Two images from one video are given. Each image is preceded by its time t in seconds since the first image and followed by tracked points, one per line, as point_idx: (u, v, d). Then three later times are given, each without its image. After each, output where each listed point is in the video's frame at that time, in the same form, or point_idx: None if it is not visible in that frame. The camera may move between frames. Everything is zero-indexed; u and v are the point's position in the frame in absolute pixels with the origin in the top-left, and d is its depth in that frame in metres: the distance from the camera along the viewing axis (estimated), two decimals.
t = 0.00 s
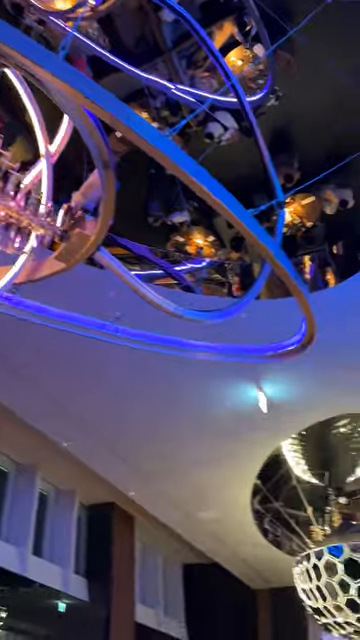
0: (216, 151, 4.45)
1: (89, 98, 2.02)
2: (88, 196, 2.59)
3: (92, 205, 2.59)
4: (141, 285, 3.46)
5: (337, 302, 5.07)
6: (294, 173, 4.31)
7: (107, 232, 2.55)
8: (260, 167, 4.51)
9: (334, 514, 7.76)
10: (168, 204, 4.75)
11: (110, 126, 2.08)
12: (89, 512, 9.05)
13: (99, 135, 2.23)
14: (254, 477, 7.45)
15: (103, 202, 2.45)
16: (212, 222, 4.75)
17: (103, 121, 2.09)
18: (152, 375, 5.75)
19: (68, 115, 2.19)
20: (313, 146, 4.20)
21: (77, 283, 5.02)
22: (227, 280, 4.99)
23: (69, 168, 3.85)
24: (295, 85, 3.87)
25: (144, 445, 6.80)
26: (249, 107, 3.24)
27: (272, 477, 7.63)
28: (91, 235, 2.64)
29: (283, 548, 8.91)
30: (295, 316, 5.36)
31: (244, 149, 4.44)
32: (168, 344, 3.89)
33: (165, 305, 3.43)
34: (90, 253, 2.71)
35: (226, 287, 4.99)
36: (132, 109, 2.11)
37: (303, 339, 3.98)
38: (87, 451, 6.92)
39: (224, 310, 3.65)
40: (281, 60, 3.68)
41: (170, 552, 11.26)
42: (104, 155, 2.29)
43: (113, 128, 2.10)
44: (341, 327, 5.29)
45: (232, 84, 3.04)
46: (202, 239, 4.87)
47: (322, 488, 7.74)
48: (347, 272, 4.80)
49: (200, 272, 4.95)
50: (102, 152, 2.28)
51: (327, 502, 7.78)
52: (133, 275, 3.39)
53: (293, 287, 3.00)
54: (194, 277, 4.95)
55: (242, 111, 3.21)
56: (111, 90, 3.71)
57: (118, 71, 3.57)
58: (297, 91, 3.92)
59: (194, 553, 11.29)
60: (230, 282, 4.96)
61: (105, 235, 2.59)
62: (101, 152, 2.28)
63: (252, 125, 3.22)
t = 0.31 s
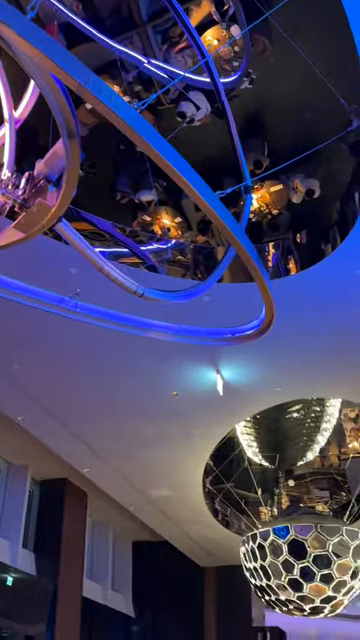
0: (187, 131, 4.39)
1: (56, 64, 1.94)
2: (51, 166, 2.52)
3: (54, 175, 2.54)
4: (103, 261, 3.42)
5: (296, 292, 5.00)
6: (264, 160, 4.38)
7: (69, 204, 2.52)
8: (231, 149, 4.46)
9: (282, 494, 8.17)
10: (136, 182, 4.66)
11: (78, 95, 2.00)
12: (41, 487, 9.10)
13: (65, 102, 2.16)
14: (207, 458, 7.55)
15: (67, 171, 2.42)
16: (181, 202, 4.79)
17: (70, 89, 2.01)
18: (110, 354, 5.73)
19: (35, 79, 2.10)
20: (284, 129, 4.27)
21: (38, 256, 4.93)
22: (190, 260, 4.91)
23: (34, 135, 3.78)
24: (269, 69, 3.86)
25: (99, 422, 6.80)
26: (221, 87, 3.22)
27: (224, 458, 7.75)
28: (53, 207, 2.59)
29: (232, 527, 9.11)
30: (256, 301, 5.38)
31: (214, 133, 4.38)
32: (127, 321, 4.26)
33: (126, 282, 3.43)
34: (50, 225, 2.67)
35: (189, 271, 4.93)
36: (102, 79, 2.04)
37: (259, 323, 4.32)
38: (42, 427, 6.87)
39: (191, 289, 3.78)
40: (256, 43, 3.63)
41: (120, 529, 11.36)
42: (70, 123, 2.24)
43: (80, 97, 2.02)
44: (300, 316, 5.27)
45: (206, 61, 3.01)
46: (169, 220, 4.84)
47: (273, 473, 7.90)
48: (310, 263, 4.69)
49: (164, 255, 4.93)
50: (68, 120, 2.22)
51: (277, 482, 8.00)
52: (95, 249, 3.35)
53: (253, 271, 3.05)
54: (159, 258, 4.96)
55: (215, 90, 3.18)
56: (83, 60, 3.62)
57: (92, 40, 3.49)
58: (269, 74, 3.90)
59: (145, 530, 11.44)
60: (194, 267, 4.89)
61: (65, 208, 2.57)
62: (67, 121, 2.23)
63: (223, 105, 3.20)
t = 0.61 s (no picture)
0: (162, 107, 4.34)
1: (28, 27, 1.86)
2: (20, 133, 2.48)
3: (24, 144, 2.48)
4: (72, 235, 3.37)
5: (265, 277, 4.98)
6: (240, 140, 4.45)
7: (39, 172, 2.47)
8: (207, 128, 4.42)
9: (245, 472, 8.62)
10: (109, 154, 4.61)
11: (51, 62, 1.94)
12: (5, 462, 9.03)
13: (35, 66, 2.09)
14: (172, 436, 7.61)
15: (36, 139, 2.35)
16: (155, 178, 4.75)
17: (40, 54, 1.94)
18: (77, 330, 5.68)
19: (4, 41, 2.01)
20: (260, 110, 4.32)
21: (5, 226, 4.82)
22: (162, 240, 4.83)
23: (5, 100, 3.68)
24: (248, 45, 3.90)
25: (65, 397, 6.77)
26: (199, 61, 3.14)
27: (190, 436, 7.83)
28: (21, 175, 2.54)
29: (195, 503, 9.26)
30: (226, 281, 5.40)
31: (191, 108, 4.31)
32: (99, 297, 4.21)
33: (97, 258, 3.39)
34: (17, 193, 2.62)
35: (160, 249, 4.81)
36: (76, 47, 1.99)
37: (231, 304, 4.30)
38: (7, 401, 6.80)
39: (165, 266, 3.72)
40: (236, 20, 3.69)
41: (84, 503, 11.44)
42: (40, 90, 2.17)
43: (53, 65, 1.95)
44: (268, 300, 5.27)
45: (184, 33, 2.95)
46: (142, 195, 4.80)
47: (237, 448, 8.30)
48: (280, 246, 4.68)
49: (137, 232, 4.83)
50: (37, 86, 2.15)
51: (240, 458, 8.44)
52: (63, 223, 3.29)
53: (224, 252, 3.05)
54: (131, 235, 4.82)
55: (193, 65, 3.12)
56: (58, 26, 3.54)
57: (68, 6, 3.41)
58: (247, 53, 3.96)
59: (109, 505, 11.56)
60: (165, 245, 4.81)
61: (35, 176, 2.53)
62: (36, 87, 2.16)
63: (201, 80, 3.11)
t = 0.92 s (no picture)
0: (145, 79, 4.28)
1: None
2: None
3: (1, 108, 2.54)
4: (50, 207, 3.34)
5: (243, 255, 4.98)
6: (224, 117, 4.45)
7: (16, 137, 2.43)
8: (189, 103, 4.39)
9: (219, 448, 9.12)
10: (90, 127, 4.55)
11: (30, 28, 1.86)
12: None
13: (12, 30, 1.99)
14: (149, 412, 7.64)
15: (12, 104, 2.24)
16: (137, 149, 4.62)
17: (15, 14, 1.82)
18: (53, 305, 5.63)
19: None
20: (243, 87, 4.35)
21: None
22: (143, 215, 4.70)
23: None
24: (234, 19, 3.94)
25: (42, 371, 6.73)
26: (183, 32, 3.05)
27: (166, 412, 7.90)
28: None
29: (170, 478, 9.37)
30: (205, 258, 5.40)
31: (175, 81, 4.26)
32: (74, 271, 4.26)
33: (76, 232, 3.37)
34: None
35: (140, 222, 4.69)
36: (56, 13, 1.92)
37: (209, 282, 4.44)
38: None
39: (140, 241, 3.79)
40: None
41: (60, 476, 11.51)
42: (16, 54, 2.06)
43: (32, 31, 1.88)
44: (248, 279, 5.28)
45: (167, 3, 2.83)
46: (124, 170, 4.72)
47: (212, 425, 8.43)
48: (260, 225, 4.66)
49: (116, 205, 4.75)
50: (14, 50, 2.04)
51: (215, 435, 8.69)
52: (40, 195, 3.27)
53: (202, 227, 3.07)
54: (110, 208, 4.71)
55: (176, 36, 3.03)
56: None
57: None
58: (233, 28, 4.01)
59: (85, 479, 11.65)
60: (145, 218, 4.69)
61: (12, 141, 2.48)
62: (12, 49, 2.04)
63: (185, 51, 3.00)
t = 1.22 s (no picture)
0: (135, 54, 4.23)
1: None
2: None
3: None
4: (36, 181, 3.30)
5: (231, 236, 4.94)
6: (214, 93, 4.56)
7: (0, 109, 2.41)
8: (179, 79, 4.34)
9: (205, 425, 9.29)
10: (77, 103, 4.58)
11: None
12: None
13: None
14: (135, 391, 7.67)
15: None
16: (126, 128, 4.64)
17: None
18: (39, 283, 5.58)
19: None
20: (235, 62, 4.43)
21: None
22: (131, 194, 4.51)
23: None
24: None
25: (28, 349, 6.70)
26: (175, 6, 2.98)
27: (152, 391, 7.99)
28: None
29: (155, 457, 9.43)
30: (193, 238, 5.37)
31: (165, 57, 4.20)
32: (60, 248, 4.23)
33: (62, 208, 3.35)
34: None
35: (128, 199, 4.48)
36: None
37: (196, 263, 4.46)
38: None
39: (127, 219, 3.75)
40: None
41: (45, 454, 11.56)
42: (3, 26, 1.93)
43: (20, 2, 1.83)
44: (236, 260, 5.28)
45: None
46: (112, 146, 4.67)
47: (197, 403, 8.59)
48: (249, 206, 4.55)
49: (103, 183, 4.49)
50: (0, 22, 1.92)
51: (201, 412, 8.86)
52: (26, 170, 3.23)
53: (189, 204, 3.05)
54: (97, 185, 4.46)
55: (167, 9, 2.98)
56: None
57: None
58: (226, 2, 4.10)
59: (70, 456, 11.73)
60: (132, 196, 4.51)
61: None
62: None
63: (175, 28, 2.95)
